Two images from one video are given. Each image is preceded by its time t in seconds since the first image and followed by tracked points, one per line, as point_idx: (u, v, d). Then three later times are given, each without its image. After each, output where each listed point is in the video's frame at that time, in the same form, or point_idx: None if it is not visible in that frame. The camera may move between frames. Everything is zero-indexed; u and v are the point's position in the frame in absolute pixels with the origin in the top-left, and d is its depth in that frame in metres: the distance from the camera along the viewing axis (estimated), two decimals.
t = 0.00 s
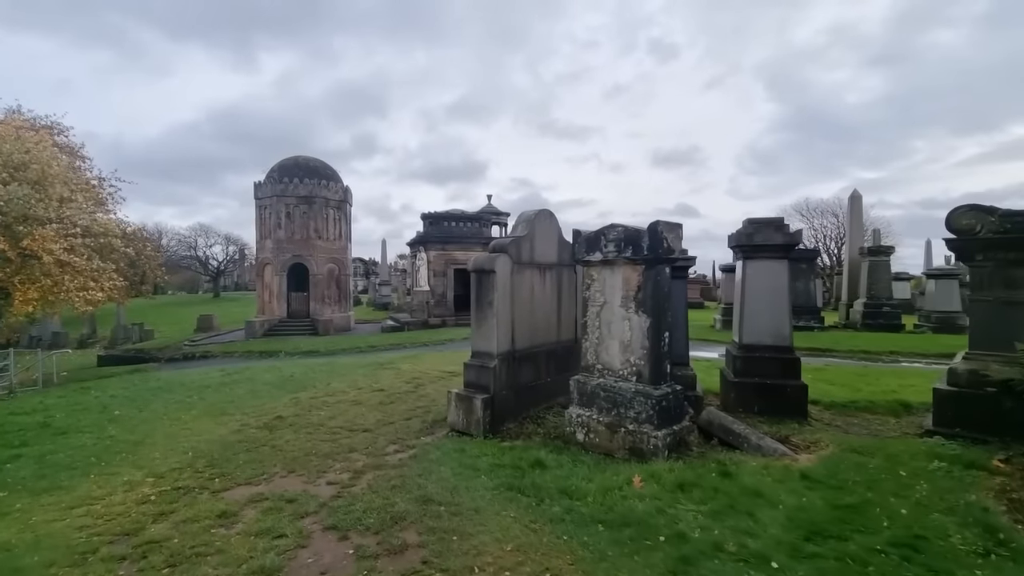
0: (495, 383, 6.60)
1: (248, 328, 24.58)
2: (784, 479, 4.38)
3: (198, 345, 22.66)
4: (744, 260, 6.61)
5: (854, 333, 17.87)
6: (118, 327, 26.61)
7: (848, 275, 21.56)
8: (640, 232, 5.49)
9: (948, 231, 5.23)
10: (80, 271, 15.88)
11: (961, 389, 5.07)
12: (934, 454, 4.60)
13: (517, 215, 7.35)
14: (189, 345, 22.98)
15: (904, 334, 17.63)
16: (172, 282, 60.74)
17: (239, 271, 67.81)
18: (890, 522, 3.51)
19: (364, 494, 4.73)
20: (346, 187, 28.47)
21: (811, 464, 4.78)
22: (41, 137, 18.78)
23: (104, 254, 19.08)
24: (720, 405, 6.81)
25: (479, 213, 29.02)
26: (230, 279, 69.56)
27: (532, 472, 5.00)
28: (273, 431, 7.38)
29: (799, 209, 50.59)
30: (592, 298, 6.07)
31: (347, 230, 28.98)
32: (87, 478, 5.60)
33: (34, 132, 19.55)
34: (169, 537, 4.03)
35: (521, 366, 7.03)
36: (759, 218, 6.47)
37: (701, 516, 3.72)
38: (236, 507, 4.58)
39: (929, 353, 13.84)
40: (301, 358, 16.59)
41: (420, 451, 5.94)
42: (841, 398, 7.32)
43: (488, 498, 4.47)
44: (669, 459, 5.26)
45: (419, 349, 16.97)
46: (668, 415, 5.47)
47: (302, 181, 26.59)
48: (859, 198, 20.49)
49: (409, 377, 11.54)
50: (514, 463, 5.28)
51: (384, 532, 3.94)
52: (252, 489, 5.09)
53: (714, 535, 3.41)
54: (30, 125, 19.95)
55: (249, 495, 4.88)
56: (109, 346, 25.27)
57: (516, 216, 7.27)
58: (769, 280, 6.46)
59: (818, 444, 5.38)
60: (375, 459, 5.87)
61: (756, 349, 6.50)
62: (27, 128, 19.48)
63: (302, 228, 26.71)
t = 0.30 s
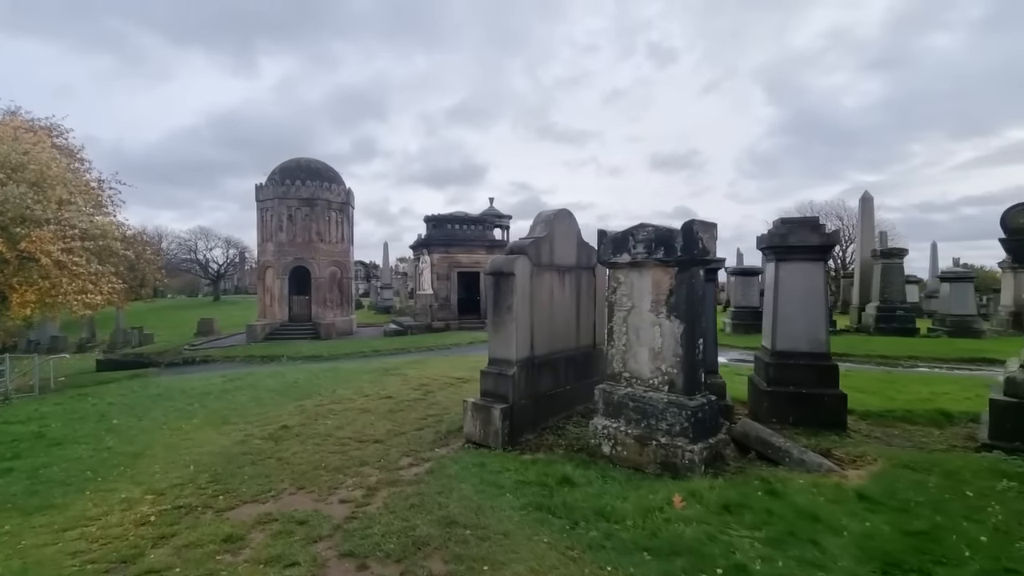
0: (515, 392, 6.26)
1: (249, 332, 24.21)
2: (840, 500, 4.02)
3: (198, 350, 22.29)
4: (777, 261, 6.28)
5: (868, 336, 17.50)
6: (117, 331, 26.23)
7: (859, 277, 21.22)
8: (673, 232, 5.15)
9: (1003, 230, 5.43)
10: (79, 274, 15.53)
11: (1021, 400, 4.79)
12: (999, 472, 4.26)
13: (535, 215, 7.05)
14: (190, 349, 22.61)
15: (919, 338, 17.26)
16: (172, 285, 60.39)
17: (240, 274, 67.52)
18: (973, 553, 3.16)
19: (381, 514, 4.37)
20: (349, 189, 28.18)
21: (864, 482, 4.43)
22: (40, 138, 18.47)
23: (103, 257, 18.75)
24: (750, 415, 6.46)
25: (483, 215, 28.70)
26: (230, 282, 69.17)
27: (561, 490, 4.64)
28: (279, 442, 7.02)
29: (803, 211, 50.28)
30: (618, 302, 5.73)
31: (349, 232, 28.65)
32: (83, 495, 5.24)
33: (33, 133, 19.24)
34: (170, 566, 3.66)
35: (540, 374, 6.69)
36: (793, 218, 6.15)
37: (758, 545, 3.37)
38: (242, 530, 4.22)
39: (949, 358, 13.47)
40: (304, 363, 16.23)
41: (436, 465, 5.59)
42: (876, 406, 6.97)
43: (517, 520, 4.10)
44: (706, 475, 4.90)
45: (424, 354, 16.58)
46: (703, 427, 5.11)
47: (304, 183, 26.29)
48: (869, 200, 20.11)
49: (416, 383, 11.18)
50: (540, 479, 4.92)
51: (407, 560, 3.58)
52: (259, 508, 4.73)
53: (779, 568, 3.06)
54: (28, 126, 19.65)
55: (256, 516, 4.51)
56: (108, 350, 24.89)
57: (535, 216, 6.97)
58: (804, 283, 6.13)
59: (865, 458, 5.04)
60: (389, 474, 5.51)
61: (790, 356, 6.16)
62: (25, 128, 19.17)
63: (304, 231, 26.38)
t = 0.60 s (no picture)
0: (536, 401, 5.94)
1: (251, 338, 23.87)
2: (903, 520, 3.69)
3: (199, 356, 21.96)
4: (812, 262, 5.97)
5: (882, 342, 17.15)
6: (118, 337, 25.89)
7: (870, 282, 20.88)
8: (710, 231, 4.84)
9: None
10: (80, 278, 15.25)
11: None
12: None
13: (554, 215, 6.77)
14: (191, 355, 22.26)
15: (934, 343, 16.92)
16: (173, 291, 60.13)
17: (241, 280, 67.31)
18: None
19: (401, 535, 4.04)
20: (352, 194, 27.95)
21: (924, 499, 4.09)
22: (41, 141, 18.26)
23: (103, 261, 18.47)
24: (783, 425, 6.13)
25: (487, 220, 28.44)
26: (231, 288, 68.89)
27: (595, 508, 4.30)
28: (287, 454, 6.69)
29: (807, 216, 50.03)
30: (647, 306, 5.43)
31: (352, 237, 28.38)
32: (79, 514, 4.91)
33: (34, 136, 19.03)
34: None
35: (561, 382, 6.37)
36: (827, 217, 5.87)
37: (826, 574, 3.05)
38: (253, 552, 3.88)
39: (971, 365, 13.11)
40: (308, 370, 15.91)
41: (456, 480, 5.25)
42: (914, 415, 6.63)
43: (552, 543, 3.76)
44: (747, 491, 4.57)
45: (430, 360, 16.22)
46: (743, 439, 4.78)
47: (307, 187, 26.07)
48: (881, 203, 19.90)
49: (425, 391, 10.86)
50: (570, 495, 4.59)
51: None
52: (269, 527, 4.40)
53: None
54: (30, 130, 19.44)
55: (266, 537, 4.18)
56: (108, 356, 24.53)
57: (554, 217, 6.69)
58: (842, 286, 5.82)
59: (916, 472, 4.70)
60: (406, 489, 5.18)
61: (827, 362, 5.83)
62: (26, 132, 18.95)
63: (307, 236, 26.10)
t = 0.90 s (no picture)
0: (555, 403, 5.58)
1: (250, 338, 23.46)
2: (976, 537, 3.34)
3: (197, 356, 21.54)
4: (848, 255, 5.61)
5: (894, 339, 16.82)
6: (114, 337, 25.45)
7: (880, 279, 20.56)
8: (748, 220, 4.47)
9: None
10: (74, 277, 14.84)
11: None
12: None
13: (571, 206, 6.41)
14: (188, 355, 21.84)
15: (947, 341, 16.61)
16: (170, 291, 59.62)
17: (239, 279, 66.80)
18: None
19: (418, 554, 3.67)
20: (351, 192, 27.54)
21: (991, 511, 3.74)
22: (34, 136, 17.80)
23: (98, 259, 18.05)
24: (817, 428, 5.78)
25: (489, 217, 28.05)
26: (229, 287, 68.38)
27: (629, 522, 3.93)
28: (289, 460, 6.32)
29: (809, 214, 49.79)
30: (676, 301, 5.07)
31: (352, 235, 27.97)
32: (66, 529, 4.53)
33: (27, 131, 18.57)
34: None
35: (581, 383, 6.01)
36: (866, 206, 5.51)
37: None
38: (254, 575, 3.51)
39: (989, 363, 12.78)
40: (308, 370, 15.54)
41: (472, 489, 4.89)
42: (952, 416, 6.27)
43: (587, 562, 3.40)
44: (792, 502, 4.20)
45: (433, 360, 15.85)
46: (785, 445, 4.42)
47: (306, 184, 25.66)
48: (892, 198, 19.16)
49: (431, 391, 10.49)
50: (599, 507, 4.23)
51: None
52: (272, 544, 4.03)
53: None
54: (22, 125, 18.98)
55: (269, 555, 3.81)
56: (104, 357, 24.11)
57: (571, 208, 6.33)
58: (881, 280, 5.46)
59: (973, 480, 4.35)
60: (418, 499, 4.80)
61: (865, 361, 5.48)
62: (19, 127, 18.50)
63: (306, 233, 25.69)
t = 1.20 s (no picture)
0: (578, 412, 5.22)
1: (250, 338, 23.10)
2: None
3: (197, 357, 21.13)
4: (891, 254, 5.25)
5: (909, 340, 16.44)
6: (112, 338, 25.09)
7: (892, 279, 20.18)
8: (795, 216, 4.09)
9: None
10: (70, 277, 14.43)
11: None
12: None
13: (591, 203, 6.05)
14: (188, 356, 21.46)
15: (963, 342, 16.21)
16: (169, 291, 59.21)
17: (238, 279, 66.41)
18: None
19: None
20: (352, 190, 27.17)
21: None
22: (30, 133, 17.43)
23: (95, 258, 17.69)
24: (857, 440, 5.41)
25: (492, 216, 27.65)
26: (229, 287, 67.93)
27: (671, 548, 3.57)
28: (293, 471, 5.96)
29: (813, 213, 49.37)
30: (711, 304, 4.69)
31: (353, 234, 27.59)
32: (51, 552, 4.18)
33: (23, 128, 18.19)
34: None
35: (604, 390, 5.65)
36: (911, 202, 5.17)
37: None
38: None
39: (1012, 365, 12.40)
40: (310, 372, 15.17)
41: (492, 508, 4.53)
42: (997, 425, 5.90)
43: None
44: (845, 524, 3.85)
45: (438, 361, 15.46)
46: (836, 460, 4.06)
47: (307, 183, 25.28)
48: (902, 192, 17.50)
49: (438, 395, 10.12)
50: (634, 529, 3.86)
51: None
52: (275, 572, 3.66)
53: None
54: (18, 121, 18.59)
55: None
56: (102, 357, 23.75)
57: (592, 204, 5.97)
58: (927, 280, 5.10)
59: None
60: (434, 519, 4.43)
61: (911, 368, 5.13)
62: (14, 124, 18.11)
63: (307, 232, 25.32)
